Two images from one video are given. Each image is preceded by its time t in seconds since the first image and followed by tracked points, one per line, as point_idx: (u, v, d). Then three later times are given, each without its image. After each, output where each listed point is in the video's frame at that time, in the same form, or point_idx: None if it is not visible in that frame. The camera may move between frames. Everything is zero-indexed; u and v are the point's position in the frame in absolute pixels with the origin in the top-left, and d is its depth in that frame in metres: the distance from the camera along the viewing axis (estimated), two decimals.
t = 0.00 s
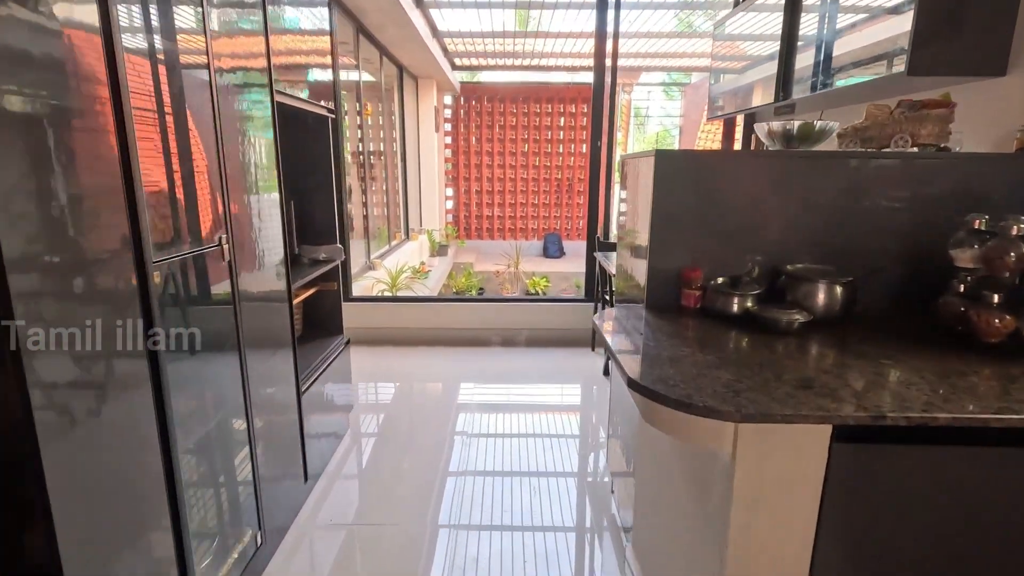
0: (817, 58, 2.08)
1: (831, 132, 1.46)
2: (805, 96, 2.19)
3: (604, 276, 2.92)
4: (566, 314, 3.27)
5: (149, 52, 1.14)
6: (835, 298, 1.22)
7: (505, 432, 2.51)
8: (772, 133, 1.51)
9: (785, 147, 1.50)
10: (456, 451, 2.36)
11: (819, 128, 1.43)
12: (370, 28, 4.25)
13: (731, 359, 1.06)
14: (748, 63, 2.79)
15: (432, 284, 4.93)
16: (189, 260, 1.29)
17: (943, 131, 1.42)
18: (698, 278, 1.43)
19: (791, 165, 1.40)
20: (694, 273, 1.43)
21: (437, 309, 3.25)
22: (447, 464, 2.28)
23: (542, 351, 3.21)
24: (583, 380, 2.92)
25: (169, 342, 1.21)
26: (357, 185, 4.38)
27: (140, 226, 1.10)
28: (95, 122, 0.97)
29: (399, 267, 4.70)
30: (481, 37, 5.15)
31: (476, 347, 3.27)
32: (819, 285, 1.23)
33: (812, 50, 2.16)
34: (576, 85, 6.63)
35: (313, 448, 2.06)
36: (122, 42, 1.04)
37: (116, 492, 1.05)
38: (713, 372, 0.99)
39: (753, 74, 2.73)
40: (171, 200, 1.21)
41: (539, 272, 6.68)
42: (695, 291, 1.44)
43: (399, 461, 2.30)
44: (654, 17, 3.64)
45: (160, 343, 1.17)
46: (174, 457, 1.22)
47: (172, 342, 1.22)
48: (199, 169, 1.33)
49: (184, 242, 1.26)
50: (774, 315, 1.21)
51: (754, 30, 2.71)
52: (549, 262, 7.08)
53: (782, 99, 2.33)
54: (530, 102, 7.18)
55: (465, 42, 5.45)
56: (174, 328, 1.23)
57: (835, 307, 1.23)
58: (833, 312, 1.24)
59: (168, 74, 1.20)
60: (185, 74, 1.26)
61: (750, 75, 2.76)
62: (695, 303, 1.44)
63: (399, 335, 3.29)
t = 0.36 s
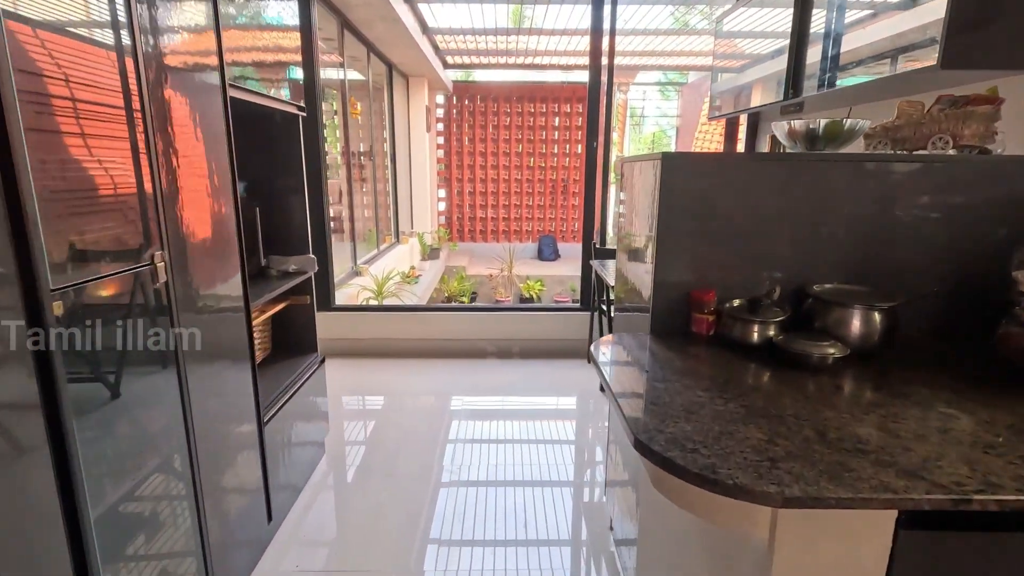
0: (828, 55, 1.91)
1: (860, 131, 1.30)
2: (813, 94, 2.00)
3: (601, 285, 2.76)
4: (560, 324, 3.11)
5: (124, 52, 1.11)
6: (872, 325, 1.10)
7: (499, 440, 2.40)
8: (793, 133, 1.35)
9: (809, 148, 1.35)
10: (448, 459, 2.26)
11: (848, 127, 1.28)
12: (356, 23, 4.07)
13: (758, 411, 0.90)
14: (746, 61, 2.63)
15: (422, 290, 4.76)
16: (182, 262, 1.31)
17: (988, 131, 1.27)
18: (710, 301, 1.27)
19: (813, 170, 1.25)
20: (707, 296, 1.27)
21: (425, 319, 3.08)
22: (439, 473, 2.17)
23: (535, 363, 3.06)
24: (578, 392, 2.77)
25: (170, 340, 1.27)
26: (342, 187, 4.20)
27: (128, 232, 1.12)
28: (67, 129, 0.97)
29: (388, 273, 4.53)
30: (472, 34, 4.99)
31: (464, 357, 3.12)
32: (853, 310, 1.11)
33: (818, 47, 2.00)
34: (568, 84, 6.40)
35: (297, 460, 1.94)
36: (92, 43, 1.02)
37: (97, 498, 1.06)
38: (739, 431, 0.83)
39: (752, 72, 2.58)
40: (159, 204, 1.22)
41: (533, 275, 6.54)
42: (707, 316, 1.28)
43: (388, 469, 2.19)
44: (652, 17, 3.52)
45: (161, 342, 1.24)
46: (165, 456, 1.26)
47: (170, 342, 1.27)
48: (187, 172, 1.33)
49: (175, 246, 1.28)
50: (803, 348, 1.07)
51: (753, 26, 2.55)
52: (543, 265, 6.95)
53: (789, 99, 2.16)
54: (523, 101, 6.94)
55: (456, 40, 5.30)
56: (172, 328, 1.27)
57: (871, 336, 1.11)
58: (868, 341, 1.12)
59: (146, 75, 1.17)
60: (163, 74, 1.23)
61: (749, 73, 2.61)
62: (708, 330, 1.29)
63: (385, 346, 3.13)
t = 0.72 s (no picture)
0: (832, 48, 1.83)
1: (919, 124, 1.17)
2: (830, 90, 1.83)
3: (604, 290, 2.60)
4: (561, 331, 2.88)
5: (104, 46, 1.01)
6: (949, 356, 0.98)
7: (494, 446, 2.28)
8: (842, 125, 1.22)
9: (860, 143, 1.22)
10: (441, 467, 2.14)
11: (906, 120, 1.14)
12: (344, 16, 3.88)
13: (838, 482, 0.76)
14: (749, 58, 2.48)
15: (415, 294, 4.59)
16: (172, 272, 1.23)
17: None
18: (756, 323, 1.12)
19: (861, 171, 1.11)
20: (749, 319, 1.12)
21: (416, 327, 2.85)
22: (433, 480, 2.05)
23: (535, 372, 2.84)
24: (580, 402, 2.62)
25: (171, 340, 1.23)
26: (330, 187, 4.01)
27: (121, 234, 1.06)
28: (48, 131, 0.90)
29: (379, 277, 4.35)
30: (466, 29, 4.82)
31: (460, 367, 2.88)
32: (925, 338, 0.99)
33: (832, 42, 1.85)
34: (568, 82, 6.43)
35: (283, 478, 1.78)
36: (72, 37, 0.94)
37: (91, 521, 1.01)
38: (824, 516, 0.68)
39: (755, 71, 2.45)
40: (146, 208, 1.14)
41: (529, 278, 6.39)
42: (747, 342, 1.14)
43: (379, 479, 2.06)
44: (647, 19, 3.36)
45: (161, 343, 1.19)
46: (167, 466, 1.21)
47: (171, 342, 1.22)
48: (177, 173, 1.25)
49: (166, 252, 1.20)
50: (875, 385, 0.94)
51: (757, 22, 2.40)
52: (539, 267, 6.83)
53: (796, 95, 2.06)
54: (518, 100, 6.94)
55: (450, 37, 5.14)
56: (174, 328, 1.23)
57: (948, 368, 0.98)
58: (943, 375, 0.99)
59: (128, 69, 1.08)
60: (148, 69, 1.14)
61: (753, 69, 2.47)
62: (748, 358, 1.14)
63: (371, 357, 2.89)
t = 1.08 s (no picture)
0: (866, 42, 1.79)
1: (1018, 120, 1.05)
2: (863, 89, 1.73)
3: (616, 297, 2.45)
4: (570, 342, 2.70)
5: (83, 34, 0.87)
6: None
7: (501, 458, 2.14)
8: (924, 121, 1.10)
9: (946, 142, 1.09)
10: (441, 480, 2.00)
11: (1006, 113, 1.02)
12: (340, 9, 3.71)
13: None
14: (764, 54, 2.34)
15: (415, 298, 4.45)
16: (165, 282, 1.10)
17: None
18: (833, 359, 0.96)
19: (949, 173, 0.96)
20: (824, 353, 0.96)
21: (417, 336, 2.68)
22: (432, 494, 1.92)
23: (542, 385, 2.67)
24: (594, 416, 2.45)
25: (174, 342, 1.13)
26: (325, 188, 3.84)
27: (118, 234, 0.96)
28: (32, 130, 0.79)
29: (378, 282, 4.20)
30: (468, 25, 4.67)
31: (463, 381, 2.70)
32: None
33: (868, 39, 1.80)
34: (578, 82, 6.68)
35: (279, 502, 1.63)
36: (50, 22, 0.81)
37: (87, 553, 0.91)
38: None
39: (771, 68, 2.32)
40: (134, 214, 1.01)
41: (532, 281, 6.25)
42: (821, 381, 0.97)
43: (379, 494, 1.92)
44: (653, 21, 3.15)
45: (161, 343, 1.09)
46: (167, 485, 1.11)
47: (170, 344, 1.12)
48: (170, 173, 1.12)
49: (158, 262, 1.07)
50: (993, 446, 0.77)
51: (775, 18, 2.26)
52: (541, 270, 6.71)
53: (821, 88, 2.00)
54: (521, 99, 6.89)
55: (452, 33, 5.01)
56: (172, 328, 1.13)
57: None
58: None
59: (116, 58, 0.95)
60: (140, 59, 1.01)
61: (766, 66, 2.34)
62: (822, 401, 0.98)
63: (369, 369, 2.72)
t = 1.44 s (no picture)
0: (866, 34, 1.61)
1: None
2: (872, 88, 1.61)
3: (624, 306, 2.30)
4: (577, 353, 2.55)
5: (68, 28, 0.80)
6: None
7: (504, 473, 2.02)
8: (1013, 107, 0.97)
9: None
10: (441, 491, 1.91)
11: None
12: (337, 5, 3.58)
13: None
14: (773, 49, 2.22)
15: (415, 304, 4.33)
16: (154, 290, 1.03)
17: None
18: (910, 398, 0.83)
19: None
20: (905, 393, 0.83)
21: (415, 346, 2.54)
22: (431, 504, 1.84)
23: (547, 398, 2.52)
24: (603, 431, 2.31)
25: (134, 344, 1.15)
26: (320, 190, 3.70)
27: (108, 240, 0.89)
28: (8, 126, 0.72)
29: (375, 287, 4.06)
30: (470, 24, 4.55)
31: (464, 393, 2.56)
32: None
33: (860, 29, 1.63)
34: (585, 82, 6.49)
35: (264, 529, 1.49)
36: (32, 15, 0.74)
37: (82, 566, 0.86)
38: None
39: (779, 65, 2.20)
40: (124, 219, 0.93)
41: (535, 286, 6.13)
42: (901, 428, 0.83)
43: (373, 517, 1.78)
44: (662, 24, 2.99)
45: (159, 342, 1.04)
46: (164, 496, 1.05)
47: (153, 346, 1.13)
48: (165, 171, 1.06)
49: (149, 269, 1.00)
50: None
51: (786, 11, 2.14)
52: (544, 273, 6.60)
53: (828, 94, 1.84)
54: (523, 100, 6.79)
55: (452, 32, 4.90)
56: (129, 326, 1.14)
57: None
58: None
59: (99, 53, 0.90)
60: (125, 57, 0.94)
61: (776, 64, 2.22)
62: (899, 452, 0.83)
63: (365, 381, 2.59)
